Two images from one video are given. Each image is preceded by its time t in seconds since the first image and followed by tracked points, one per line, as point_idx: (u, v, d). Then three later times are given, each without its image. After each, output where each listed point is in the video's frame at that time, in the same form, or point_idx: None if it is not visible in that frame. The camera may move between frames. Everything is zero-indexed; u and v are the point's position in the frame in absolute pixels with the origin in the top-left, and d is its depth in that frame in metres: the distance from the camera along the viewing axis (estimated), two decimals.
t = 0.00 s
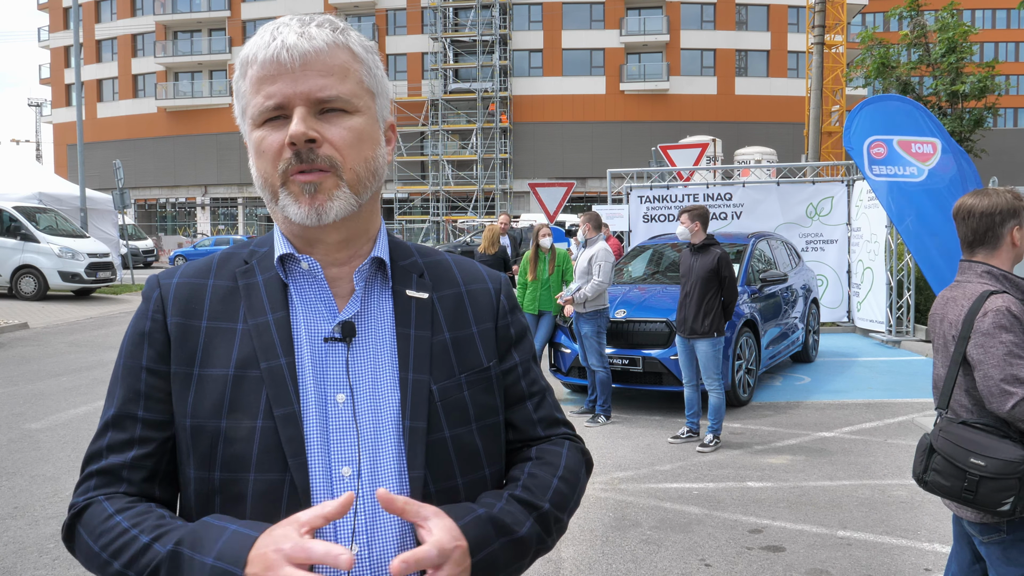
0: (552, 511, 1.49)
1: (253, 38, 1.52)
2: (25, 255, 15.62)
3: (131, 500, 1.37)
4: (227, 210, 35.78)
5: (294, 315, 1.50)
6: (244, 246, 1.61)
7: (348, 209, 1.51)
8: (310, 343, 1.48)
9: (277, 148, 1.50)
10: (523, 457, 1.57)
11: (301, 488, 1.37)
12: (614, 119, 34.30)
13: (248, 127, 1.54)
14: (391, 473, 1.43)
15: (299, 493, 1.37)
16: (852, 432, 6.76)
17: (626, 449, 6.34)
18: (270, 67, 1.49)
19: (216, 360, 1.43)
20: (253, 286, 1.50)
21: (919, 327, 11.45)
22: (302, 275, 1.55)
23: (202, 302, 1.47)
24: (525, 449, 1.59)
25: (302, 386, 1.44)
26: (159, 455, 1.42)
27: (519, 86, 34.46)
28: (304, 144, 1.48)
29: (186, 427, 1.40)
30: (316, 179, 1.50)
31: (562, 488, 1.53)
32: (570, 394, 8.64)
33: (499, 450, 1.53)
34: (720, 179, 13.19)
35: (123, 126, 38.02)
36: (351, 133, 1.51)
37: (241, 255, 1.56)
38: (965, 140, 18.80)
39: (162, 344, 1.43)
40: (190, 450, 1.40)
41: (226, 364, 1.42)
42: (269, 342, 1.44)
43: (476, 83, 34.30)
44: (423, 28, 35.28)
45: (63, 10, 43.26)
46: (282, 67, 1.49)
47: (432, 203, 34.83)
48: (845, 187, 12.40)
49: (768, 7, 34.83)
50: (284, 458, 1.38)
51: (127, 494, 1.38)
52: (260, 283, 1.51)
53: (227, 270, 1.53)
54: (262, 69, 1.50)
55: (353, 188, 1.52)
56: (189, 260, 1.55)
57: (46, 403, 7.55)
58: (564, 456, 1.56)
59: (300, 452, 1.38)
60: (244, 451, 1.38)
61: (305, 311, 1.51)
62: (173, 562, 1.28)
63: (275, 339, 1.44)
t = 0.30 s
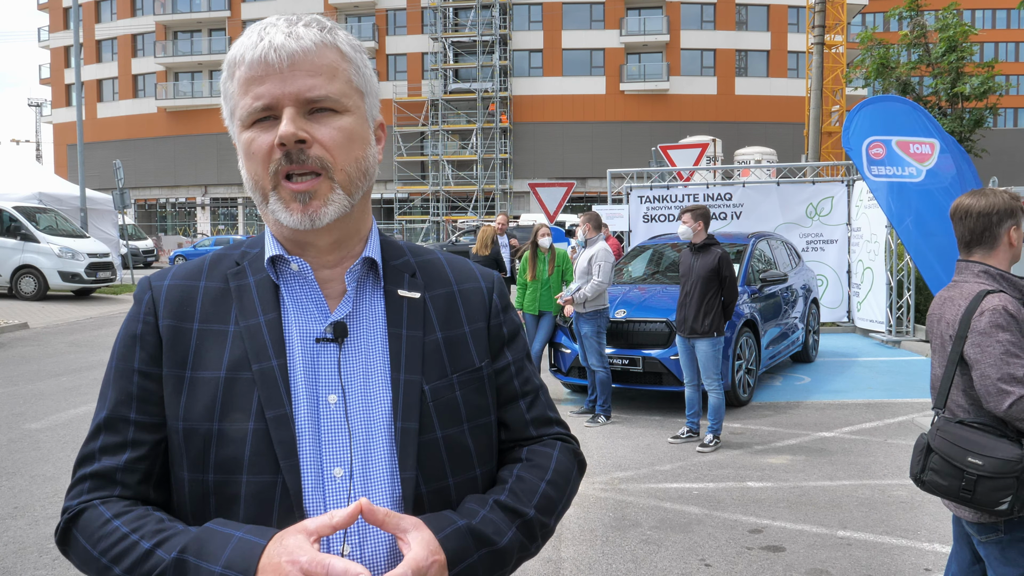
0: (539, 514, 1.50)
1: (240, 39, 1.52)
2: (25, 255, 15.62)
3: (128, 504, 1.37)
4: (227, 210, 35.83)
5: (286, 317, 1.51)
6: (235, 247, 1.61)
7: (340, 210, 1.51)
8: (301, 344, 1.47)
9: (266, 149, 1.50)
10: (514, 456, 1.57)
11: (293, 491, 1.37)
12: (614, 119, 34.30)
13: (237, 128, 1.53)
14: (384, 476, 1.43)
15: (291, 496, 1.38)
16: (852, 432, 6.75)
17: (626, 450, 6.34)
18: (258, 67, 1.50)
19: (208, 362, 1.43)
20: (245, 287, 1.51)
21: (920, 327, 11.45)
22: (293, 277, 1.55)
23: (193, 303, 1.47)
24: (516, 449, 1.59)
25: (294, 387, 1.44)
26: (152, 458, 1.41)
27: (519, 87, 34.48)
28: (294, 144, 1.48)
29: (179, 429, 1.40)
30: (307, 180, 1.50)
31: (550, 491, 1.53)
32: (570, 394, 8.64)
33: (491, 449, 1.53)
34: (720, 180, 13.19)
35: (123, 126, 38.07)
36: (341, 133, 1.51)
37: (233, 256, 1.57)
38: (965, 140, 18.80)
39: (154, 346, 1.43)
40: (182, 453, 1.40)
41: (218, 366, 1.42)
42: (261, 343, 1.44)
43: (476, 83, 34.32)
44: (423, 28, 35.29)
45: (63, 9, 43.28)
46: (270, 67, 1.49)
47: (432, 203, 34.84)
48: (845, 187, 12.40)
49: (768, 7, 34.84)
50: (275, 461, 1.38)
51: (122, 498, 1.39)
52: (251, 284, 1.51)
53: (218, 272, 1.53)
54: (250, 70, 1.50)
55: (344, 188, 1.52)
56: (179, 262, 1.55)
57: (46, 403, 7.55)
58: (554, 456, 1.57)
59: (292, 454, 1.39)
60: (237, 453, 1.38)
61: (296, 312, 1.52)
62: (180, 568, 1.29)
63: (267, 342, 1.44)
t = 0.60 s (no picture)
0: (536, 509, 1.50)
1: (247, 36, 1.51)
2: (25, 255, 15.63)
3: (124, 501, 1.37)
4: (227, 210, 35.85)
5: (283, 311, 1.51)
6: (231, 245, 1.61)
7: (349, 209, 1.52)
8: (299, 341, 1.48)
9: (276, 147, 1.50)
10: (510, 451, 1.57)
11: (291, 486, 1.37)
12: (614, 119, 34.31)
13: (242, 126, 1.53)
14: (382, 472, 1.44)
15: (289, 491, 1.38)
16: (852, 432, 6.76)
17: (626, 450, 6.34)
18: (267, 65, 1.49)
19: (205, 359, 1.43)
20: (242, 284, 1.51)
21: (919, 327, 11.46)
22: (291, 274, 1.55)
23: (190, 300, 1.47)
24: (512, 443, 1.59)
25: (292, 385, 1.44)
26: (148, 455, 1.41)
27: (519, 87, 34.46)
28: (306, 141, 1.48)
29: (175, 426, 1.40)
30: (317, 179, 1.51)
31: (547, 486, 1.53)
32: (570, 394, 8.64)
33: (488, 444, 1.53)
34: (720, 180, 13.19)
35: (123, 126, 38.06)
36: (349, 132, 1.52)
37: (229, 254, 1.56)
38: (965, 140, 18.79)
39: (150, 342, 1.43)
40: (180, 450, 1.40)
41: (214, 363, 1.42)
42: (258, 340, 1.44)
43: (476, 83, 34.32)
44: (423, 28, 35.29)
45: (62, 9, 43.25)
46: (280, 65, 1.49)
47: (432, 203, 34.86)
48: (844, 187, 12.40)
49: (768, 7, 34.83)
50: (272, 457, 1.38)
51: (121, 495, 1.39)
52: (248, 281, 1.51)
53: (214, 268, 1.53)
54: (257, 68, 1.50)
55: (353, 187, 1.53)
56: (175, 260, 1.55)
57: (46, 403, 7.55)
58: (551, 451, 1.57)
59: (290, 450, 1.38)
60: (234, 449, 1.38)
61: (294, 309, 1.52)
62: (177, 564, 1.29)
63: (264, 338, 1.45)
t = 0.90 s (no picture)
0: (535, 510, 1.50)
1: (245, 37, 1.52)
2: (26, 255, 15.63)
3: (125, 503, 1.37)
4: (226, 210, 35.86)
5: (283, 313, 1.51)
6: (232, 246, 1.62)
7: (346, 208, 1.52)
8: (299, 342, 1.48)
9: (274, 148, 1.50)
10: (509, 453, 1.57)
11: (290, 488, 1.38)
12: (614, 119, 34.31)
13: (240, 127, 1.53)
14: (383, 474, 1.44)
15: (289, 492, 1.38)
16: (852, 432, 6.76)
17: (626, 450, 6.34)
18: (266, 66, 1.49)
19: (205, 361, 1.43)
20: (241, 286, 1.51)
21: (919, 327, 11.45)
22: (291, 276, 1.55)
23: (190, 302, 1.48)
24: (511, 445, 1.59)
25: (291, 386, 1.44)
26: (149, 457, 1.42)
27: (519, 87, 34.46)
28: (303, 143, 1.49)
29: (175, 428, 1.41)
30: (312, 177, 1.50)
31: (547, 488, 1.53)
32: (570, 394, 8.65)
33: (488, 447, 1.53)
34: (720, 180, 13.19)
35: (123, 126, 38.06)
36: (347, 133, 1.52)
37: (229, 256, 1.56)
38: (965, 140, 18.79)
39: (150, 345, 1.43)
40: (180, 452, 1.40)
41: (215, 364, 1.43)
42: (258, 342, 1.44)
43: (476, 83, 34.30)
44: (423, 28, 35.29)
45: (63, 9, 43.24)
46: (279, 66, 1.49)
47: (432, 203, 34.84)
48: (845, 187, 12.40)
49: (768, 7, 34.81)
50: (273, 458, 1.38)
51: (122, 498, 1.39)
52: (247, 283, 1.51)
53: (214, 270, 1.53)
54: (255, 69, 1.50)
55: (350, 187, 1.53)
56: (175, 262, 1.55)
57: (46, 403, 7.55)
58: (550, 453, 1.57)
59: (289, 452, 1.39)
60: (234, 451, 1.39)
61: (294, 310, 1.52)
62: (177, 567, 1.29)
63: (264, 338, 1.45)
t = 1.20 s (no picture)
0: (535, 512, 1.50)
1: (255, 35, 1.51)
2: (25, 255, 15.63)
3: (124, 504, 1.38)
4: (226, 210, 35.85)
5: (283, 313, 1.51)
6: (232, 247, 1.62)
7: (357, 207, 1.53)
8: (299, 343, 1.48)
9: (288, 148, 1.50)
10: (510, 454, 1.57)
11: (289, 489, 1.38)
12: (614, 119, 34.32)
13: (249, 125, 1.53)
14: (382, 477, 1.44)
15: (287, 493, 1.38)
16: (852, 432, 6.76)
17: (626, 450, 6.34)
18: (280, 65, 1.49)
19: (203, 362, 1.43)
20: (241, 287, 1.51)
21: (919, 327, 11.45)
22: (292, 276, 1.55)
23: (189, 303, 1.48)
24: (511, 446, 1.59)
25: (290, 386, 1.44)
26: (147, 459, 1.42)
27: (519, 87, 34.46)
28: (320, 143, 1.49)
29: (174, 429, 1.41)
30: (326, 177, 1.51)
31: (547, 489, 1.53)
32: (570, 394, 8.64)
33: (487, 447, 1.53)
34: (720, 180, 13.19)
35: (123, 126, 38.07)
36: (359, 134, 1.53)
37: (229, 256, 1.57)
38: (965, 140, 18.79)
39: (149, 345, 1.44)
40: (178, 454, 1.40)
41: (214, 365, 1.43)
42: (256, 343, 1.44)
43: (476, 83, 34.30)
44: (423, 28, 35.30)
45: (63, 9, 43.22)
46: (294, 66, 1.49)
47: (432, 203, 34.84)
48: (844, 187, 12.40)
49: (768, 7, 34.82)
50: (270, 460, 1.39)
51: (121, 497, 1.39)
52: (247, 283, 1.51)
53: (213, 271, 1.53)
54: (268, 67, 1.50)
55: (361, 186, 1.54)
56: (175, 261, 1.55)
57: (46, 403, 7.55)
58: (550, 454, 1.57)
59: (288, 452, 1.39)
60: (231, 453, 1.39)
61: (295, 310, 1.52)
62: (175, 567, 1.29)
63: (263, 340, 1.45)
